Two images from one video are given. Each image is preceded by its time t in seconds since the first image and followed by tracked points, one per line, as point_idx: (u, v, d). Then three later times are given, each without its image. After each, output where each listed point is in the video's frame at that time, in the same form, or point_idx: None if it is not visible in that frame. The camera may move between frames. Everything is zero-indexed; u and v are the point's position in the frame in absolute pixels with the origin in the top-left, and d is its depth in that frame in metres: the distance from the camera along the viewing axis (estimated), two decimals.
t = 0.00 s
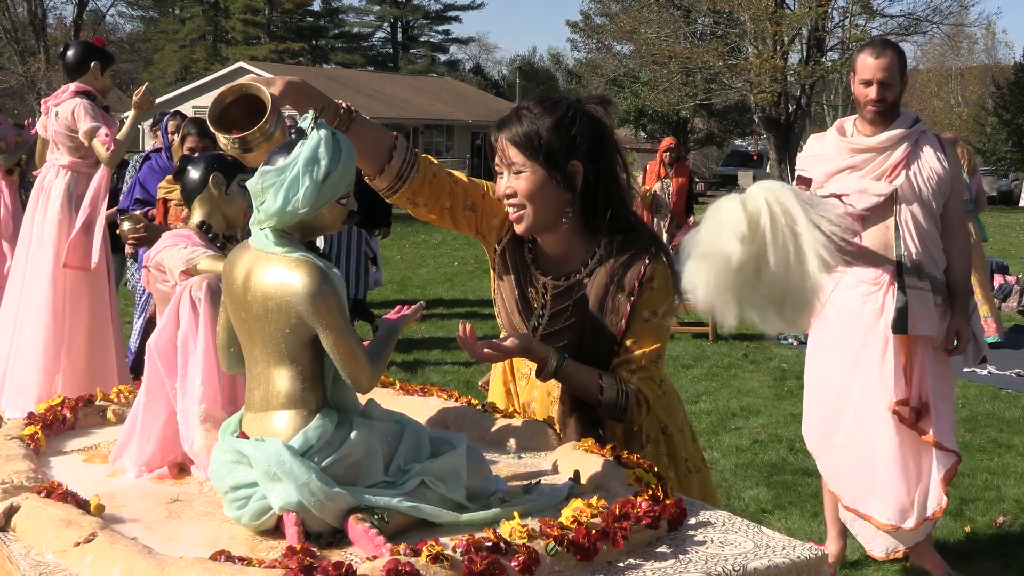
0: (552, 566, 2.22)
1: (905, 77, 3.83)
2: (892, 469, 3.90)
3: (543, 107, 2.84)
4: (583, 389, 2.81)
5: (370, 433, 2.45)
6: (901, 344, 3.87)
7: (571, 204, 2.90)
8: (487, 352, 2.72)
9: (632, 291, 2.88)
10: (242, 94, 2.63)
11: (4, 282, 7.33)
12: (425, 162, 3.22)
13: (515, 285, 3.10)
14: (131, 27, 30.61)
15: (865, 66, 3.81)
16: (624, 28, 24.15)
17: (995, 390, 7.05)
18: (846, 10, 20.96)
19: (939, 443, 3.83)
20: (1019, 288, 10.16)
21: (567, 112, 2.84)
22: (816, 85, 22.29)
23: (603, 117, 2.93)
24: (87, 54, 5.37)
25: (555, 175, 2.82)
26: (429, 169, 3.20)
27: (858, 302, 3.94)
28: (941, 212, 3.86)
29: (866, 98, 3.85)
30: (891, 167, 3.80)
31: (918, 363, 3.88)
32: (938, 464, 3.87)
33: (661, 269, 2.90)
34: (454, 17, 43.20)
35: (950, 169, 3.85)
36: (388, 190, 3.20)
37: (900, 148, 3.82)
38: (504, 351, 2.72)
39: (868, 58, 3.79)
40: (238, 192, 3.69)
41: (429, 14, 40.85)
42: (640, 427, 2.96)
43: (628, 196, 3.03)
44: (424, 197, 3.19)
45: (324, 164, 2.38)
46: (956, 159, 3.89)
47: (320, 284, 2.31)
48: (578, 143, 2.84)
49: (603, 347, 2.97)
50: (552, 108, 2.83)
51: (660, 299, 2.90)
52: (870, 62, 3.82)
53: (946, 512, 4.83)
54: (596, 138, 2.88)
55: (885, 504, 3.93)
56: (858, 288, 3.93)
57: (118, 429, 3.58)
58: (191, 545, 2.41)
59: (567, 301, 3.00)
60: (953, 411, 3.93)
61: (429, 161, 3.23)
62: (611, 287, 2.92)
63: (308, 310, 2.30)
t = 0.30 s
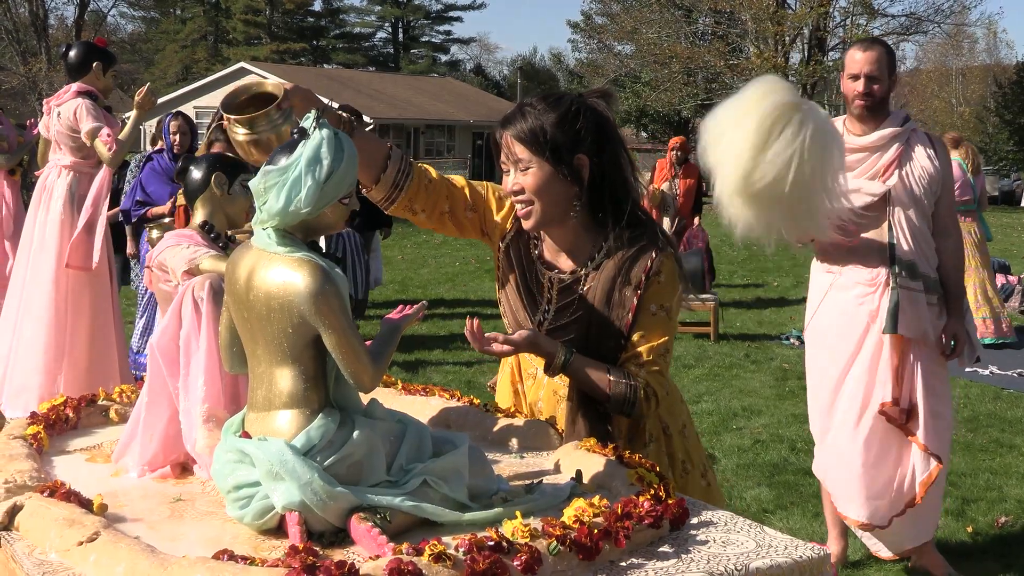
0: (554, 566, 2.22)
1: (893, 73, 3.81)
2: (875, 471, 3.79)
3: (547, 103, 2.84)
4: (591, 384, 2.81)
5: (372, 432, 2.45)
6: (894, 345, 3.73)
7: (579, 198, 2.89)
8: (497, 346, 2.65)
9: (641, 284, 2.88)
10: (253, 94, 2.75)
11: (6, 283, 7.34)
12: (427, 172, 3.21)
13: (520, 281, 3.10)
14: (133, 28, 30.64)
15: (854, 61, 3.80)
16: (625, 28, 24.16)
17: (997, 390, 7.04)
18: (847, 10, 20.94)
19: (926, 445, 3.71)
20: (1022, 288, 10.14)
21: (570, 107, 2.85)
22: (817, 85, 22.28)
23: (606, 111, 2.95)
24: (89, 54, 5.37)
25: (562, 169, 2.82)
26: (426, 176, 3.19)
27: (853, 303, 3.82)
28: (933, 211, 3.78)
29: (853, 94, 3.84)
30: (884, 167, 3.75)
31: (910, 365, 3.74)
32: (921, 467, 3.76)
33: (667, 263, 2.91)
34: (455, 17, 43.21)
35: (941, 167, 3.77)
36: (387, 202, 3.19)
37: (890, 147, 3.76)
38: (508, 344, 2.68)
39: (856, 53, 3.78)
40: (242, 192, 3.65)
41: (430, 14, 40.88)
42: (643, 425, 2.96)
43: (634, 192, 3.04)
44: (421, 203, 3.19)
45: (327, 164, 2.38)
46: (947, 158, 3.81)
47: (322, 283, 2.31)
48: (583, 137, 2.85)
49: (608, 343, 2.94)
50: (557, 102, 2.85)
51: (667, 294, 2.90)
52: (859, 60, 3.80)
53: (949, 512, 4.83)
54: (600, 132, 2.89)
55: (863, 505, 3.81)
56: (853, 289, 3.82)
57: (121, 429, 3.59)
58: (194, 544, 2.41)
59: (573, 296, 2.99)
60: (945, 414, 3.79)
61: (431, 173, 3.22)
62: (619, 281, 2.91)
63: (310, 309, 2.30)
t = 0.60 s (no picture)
0: (556, 564, 2.22)
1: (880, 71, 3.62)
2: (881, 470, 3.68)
3: (557, 97, 2.86)
4: (610, 373, 2.81)
5: (374, 431, 2.45)
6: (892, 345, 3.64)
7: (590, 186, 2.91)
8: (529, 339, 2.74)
9: (651, 272, 2.89)
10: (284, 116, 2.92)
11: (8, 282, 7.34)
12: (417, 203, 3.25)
13: (527, 275, 3.06)
14: (134, 28, 30.64)
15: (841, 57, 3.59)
16: (626, 28, 24.14)
17: (999, 390, 7.03)
18: (848, 10, 20.92)
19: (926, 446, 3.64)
20: None
21: (581, 100, 2.88)
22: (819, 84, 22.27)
23: (609, 107, 2.98)
24: (91, 54, 5.36)
25: (576, 159, 2.83)
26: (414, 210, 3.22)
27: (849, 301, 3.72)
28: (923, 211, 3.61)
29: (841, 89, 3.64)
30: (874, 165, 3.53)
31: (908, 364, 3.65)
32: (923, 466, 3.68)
33: (674, 252, 2.93)
34: (457, 17, 43.19)
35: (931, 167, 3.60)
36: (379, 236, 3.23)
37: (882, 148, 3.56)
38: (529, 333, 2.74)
39: (844, 48, 3.59)
40: (243, 192, 3.66)
41: (432, 14, 40.87)
42: (649, 418, 3.08)
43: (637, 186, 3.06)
44: (413, 229, 3.23)
45: (328, 162, 2.38)
46: (938, 158, 3.65)
47: (324, 283, 2.31)
48: (594, 128, 2.87)
49: (622, 331, 2.94)
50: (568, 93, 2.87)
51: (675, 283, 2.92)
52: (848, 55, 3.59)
53: (950, 511, 4.82)
54: (607, 124, 2.92)
55: (874, 506, 3.71)
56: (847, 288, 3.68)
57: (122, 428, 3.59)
58: (196, 544, 2.41)
59: (582, 284, 2.97)
60: (941, 410, 3.72)
61: (420, 203, 3.25)
62: (629, 270, 2.91)
63: (312, 309, 2.30)
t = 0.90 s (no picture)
0: (557, 564, 2.22)
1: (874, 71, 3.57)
2: (875, 470, 3.67)
3: (563, 102, 2.84)
4: (635, 365, 2.83)
5: (374, 430, 2.45)
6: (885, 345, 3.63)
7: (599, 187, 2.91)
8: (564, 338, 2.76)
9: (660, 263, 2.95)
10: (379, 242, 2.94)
11: (8, 281, 7.33)
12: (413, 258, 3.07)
13: (530, 275, 3.02)
14: (134, 28, 30.63)
15: (832, 60, 3.57)
16: (627, 27, 24.14)
17: (999, 389, 7.03)
18: (849, 10, 20.91)
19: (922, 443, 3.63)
20: None
21: (588, 104, 2.86)
22: (819, 84, 22.24)
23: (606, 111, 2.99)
24: (91, 53, 5.36)
25: (590, 162, 2.83)
26: (407, 266, 3.03)
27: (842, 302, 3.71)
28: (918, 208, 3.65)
29: (832, 90, 3.60)
30: (869, 165, 3.58)
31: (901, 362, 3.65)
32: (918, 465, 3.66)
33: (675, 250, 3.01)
34: (457, 17, 43.16)
35: (924, 166, 3.61)
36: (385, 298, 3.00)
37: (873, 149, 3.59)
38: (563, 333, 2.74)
39: (834, 49, 3.55)
40: (243, 192, 3.66)
41: (432, 13, 40.84)
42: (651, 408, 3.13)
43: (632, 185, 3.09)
44: (418, 281, 3.04)
45: (329, 162, 2.38)
46: (932, 159, 3.66)
47: (325, 282, 2.31)
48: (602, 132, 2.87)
49: (636, 324, 2.93)
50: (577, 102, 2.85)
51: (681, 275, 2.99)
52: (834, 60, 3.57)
53: (950, 510, 4.82)
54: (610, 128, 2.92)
55: (872, 505, 3.69)
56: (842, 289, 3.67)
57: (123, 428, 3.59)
58: (196, 543, 2.41)
59: (592, 278, 2.97)
60: (937, 409, 3.71)
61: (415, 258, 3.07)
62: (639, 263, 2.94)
63: (312, 308, 2.29)
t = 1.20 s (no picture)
0: (555, 564, 2.22)
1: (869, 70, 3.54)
2: (869, 471, 3.68)
3: (581, 119, 2.70)
4: (674, 363, 2.82)
5: (373, 430, 2.45)
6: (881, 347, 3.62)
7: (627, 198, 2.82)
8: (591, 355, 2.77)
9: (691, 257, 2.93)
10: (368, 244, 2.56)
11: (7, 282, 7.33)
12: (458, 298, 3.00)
13: (563, 275, 2.98)
14: (133, 28, 30.63)
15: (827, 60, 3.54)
16: (626, 27, 24.14)
17: (998, 388, 7.04)
18: (848, 10, 20.94)
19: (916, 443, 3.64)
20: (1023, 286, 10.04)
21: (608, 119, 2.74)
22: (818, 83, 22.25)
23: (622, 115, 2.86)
24: (89, 53, 5.36)
25: (619, 176, 2.74)
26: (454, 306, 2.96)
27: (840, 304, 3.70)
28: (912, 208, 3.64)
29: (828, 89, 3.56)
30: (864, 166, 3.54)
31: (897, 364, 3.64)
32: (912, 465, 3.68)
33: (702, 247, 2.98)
34: (456, 17, 43.18)
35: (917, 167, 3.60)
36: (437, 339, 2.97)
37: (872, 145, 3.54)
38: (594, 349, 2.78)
39: (829, 49, 3.53)
40: (242, 192, 3.66)
41: (431, 13, 40.85)
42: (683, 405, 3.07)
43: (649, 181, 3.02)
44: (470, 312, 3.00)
45: (327, 162, 2.38)
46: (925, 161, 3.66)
47: (323, 282, 2.31)
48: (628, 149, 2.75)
49: (670, 317, 2.91)
50: (598, 121, 2.71)
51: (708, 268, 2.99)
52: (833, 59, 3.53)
53: (949, 510, 4.82)
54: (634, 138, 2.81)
55: (866, 506, 3.71)
56: (838, 289, 3.69)
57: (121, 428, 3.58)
58: (194, 544, 2.41)
59: (626, 275, 2.93)
60: (932, 409, 3.72)
61: (457, 299, 2.98)
62: (671, 258, 2.91)
63: (310, 308, 2.29)
